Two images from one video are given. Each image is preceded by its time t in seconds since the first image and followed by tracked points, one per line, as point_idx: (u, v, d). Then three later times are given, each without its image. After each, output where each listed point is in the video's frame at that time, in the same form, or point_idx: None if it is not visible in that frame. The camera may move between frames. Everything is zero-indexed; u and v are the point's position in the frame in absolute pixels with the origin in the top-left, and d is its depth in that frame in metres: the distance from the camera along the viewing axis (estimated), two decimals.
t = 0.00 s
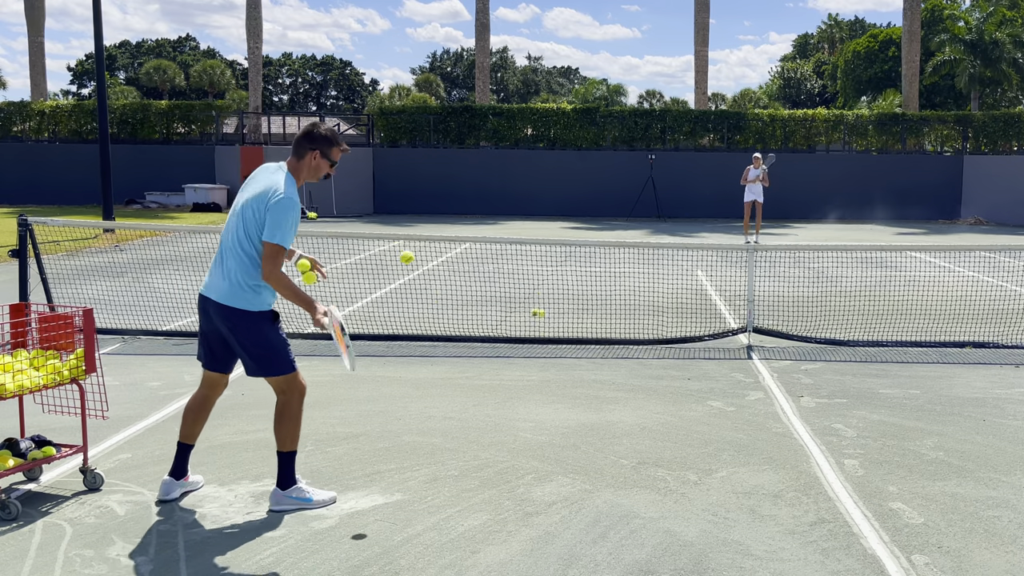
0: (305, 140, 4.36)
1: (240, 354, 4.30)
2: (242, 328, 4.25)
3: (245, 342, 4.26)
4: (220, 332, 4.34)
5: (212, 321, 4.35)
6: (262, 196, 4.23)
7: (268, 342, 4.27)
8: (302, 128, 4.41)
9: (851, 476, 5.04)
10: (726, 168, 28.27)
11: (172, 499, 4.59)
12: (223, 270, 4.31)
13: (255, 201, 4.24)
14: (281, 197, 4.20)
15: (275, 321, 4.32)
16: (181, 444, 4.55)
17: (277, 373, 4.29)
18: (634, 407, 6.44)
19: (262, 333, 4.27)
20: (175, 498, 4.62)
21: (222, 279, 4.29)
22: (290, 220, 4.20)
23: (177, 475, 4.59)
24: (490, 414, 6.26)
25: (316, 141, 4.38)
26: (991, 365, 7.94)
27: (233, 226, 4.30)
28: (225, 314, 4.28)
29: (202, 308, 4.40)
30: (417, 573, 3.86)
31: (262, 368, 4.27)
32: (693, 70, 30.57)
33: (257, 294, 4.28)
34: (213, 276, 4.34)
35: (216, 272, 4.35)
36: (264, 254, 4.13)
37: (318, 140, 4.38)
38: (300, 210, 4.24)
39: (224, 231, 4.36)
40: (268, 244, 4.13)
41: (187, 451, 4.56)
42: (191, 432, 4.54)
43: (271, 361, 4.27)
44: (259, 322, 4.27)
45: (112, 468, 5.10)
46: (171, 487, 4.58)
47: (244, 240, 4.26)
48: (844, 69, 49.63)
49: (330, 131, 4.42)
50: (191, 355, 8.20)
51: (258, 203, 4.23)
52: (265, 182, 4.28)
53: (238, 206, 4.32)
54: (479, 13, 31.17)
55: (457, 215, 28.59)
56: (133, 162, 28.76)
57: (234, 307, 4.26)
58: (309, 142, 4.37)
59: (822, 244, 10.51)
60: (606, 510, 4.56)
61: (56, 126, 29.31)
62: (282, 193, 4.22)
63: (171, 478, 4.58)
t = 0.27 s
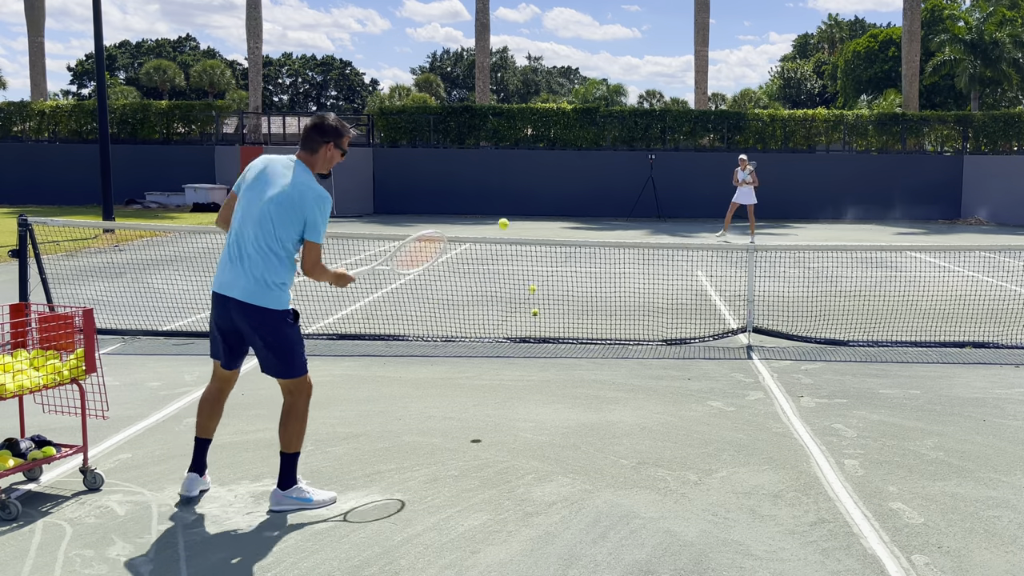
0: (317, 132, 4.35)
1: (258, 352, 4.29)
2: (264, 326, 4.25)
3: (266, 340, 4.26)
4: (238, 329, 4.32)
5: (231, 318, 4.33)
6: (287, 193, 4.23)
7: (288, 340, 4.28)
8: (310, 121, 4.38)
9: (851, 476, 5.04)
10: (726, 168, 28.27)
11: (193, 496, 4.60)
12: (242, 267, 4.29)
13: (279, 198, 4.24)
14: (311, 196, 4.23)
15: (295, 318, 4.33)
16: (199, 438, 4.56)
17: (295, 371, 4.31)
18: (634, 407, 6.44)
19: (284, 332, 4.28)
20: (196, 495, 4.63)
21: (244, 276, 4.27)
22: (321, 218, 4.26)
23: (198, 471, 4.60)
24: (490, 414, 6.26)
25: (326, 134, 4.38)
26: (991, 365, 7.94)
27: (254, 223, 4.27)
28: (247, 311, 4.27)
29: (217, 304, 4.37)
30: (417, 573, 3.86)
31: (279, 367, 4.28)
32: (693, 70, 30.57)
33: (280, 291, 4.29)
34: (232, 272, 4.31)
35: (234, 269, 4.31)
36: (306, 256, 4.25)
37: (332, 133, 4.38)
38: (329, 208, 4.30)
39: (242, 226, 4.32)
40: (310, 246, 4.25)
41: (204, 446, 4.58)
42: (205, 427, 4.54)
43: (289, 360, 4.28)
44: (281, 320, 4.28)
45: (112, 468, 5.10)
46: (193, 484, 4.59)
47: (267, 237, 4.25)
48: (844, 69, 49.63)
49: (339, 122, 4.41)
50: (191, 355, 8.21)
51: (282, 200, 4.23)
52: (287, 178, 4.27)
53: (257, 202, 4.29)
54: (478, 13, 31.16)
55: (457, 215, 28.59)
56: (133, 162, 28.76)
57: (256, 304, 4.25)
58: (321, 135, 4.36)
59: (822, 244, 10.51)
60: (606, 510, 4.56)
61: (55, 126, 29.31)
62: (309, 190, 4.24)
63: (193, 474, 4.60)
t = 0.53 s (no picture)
0: (295, 121, 4.37)
1: (267, 352, 4.29)
2: (275, 323, 4.25)
3: (278, 338, 4.26)
4: (245, 329, 4.30)
5: (238, 318, 4.28)
6: (287, 187, 4.25)
7: (297, 336, 4.31)
8: (283, 108, 4.38)
9: (850, 476, 5.04)
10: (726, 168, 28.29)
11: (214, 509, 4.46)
12: (246, 266, 4.26)
13: (280, 190, 4.24)
14: (312, 187, 4.29)
15: (300, 313, 4.35)
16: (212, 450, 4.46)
17: (304, 367, 4.34)
18: (634, 407, 6.45)
19: (293, 327, 4.30)
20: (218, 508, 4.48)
21: (252, 274, 4.25)
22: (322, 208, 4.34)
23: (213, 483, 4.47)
24: (490, 414, 6.26)
25: (303, 122, 4.42)
26: (991, 365, 7.94)
27: (256, 219, 4.25)
28: (256, 311, 4.25)
29: (218, 307, 4.31)
30: (417, 573, 3.86)
31: (290, 364, 4.29)
32: (693, 70, 30.58)
33: (288, 286, 4.31)
34: (237, 272, 4.27)
35: (237, 269, 4.28)
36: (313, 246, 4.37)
37: (306, 120, 4.44)
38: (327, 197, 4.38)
39: (240, 224, 4.28)
40: (317, 235, 4.34)
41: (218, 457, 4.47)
42: (217, 438, 4.44)
43: (298, 354, 4.31)
44: (289, 316, 4.29)
45: (112, 468, 5.10)
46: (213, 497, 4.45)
47: (272, 232, 4.25)
48: (844, 69, 49.64)
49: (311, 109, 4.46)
50: (191, 355, 8.21)
51: (283, 193, 4.24)
52: (283, 170, 4.29)
53: (254, 199, 4.26)
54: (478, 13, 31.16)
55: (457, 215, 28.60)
56: (133, 162, 28.76)
57: (265, 303, 4.25)
58: (298, 124, 4.40)
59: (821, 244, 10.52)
60: (606, 510, 4.56)
61: (55, 126, 29.31)
62: (307, 180, 4.28)
63: (211, 487, 4.46)
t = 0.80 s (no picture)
0: (268, 123, 4.40)
1: (262, 350, 4.29)
2: (270, 322, 4.26)
3: (273, 335, 4.27)
4: (238, 331, 4.30)
5: (230, 319, 4.29)
6: (269, 186, 4.28)
7: (293, 332, 4.32)
8: (254, 111, 4.40)
9: (850, 476, 5.04)
10: (726, 168, 28.28)
11: (213, 510, 4.45)
12: (236, 268, 4.27)
13: (263, 191, 4.27)
14: (293, 186, 4.32)
15: (293, 311, 4.37)
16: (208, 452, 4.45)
17: (303, 362, 4.36)
18: (634, 407, 6.44)
19: (288, 325, 4.31)
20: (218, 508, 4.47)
21: (241, 275, 4.26)
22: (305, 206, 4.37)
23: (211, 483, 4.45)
24: (491, 414, 6.26)
25: (277, 124, 4.45)
26: (991, 365, 7.94)
27: (239, 221, 4.27)
28: (249, 312, 4.26)
29: (209, 311, 4.29)
30: (417, 573, 3.86)
31: (288, 359, 4.30)
32: (693, 70, 30.57)
33: (277, 285, 4.32)
34: (223, 274, 4.28)
35: (226, 271, 4.28)
36: (292, 244, 4.30)
37: (280, 121, 4.47)
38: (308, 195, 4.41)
39: (223, 227, 4.29)
40: (296, 230, 4.29)
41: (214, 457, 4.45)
42: (210, 440, 4.42)
43: (296, 350, 4.33)
44: (283, 314, 4.30)
45: (112, 468, 5.10)
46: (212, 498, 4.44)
47: (257, 232, 4.27)
48: (844, 69, 49.63)
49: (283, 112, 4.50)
50: (191, 355, 8.21)
51: (267, 193, 4.27)
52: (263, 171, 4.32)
53: (238, 201, 4.28)
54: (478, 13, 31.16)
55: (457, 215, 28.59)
56: (133, 162, 28.75)
57: (258, 302, 4.26)
58: (272, 126, 4.43)
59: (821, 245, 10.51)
60: (606, 510, 4.56)
61: (55, 126, 29.31)
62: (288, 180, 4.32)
63: (210, 488, 4.44)
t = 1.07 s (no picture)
0: (275, 122, 4.40)
1: (264, 351, 4.28)
2: (272, 323, 4.26)
3: (273, 338, 4.27)
4: (242, 331, 4.31)
5: (234, 320, 4.30)
6: (273, 186, 4.28)
7: (294, 335, 4.30)
8: (259, 109, 4.41)
9: (850, 477, 5.04)
10: (725, 168, 28.28)
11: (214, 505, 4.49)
12: (241, 268, 4.29)
13: (268, 191, 4.28)
14: (298, 185, 4.32)
15: (297, 313, 4.36)
16: (209, 446, 4.49)
17: (304, 364, 4.35)
18: (634, 407, 6.45)
19: (290, 326, 4.30)
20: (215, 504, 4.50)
21: (245, 276, 4.28)
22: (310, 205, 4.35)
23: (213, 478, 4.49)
24: (491, 414, 6.26)
25: (284, 123, 4.46)
26: (991, 365, 7.94)
27: (245, 221, 4.29)
28: (253, 312, 4.27)
29: (214, 311, 4.32)
30: (417, 573, 3.86)
31: (286, 363, 4.29)
32: (693, 70, 30.58)
33: (282, 286, 4.32)
34: (230, 275, 4.30)
35: (232, 271, 4.31)
36: (296, 243, 4.25)
37: (287, 121, 4.47)
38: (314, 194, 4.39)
39: (230, 226, 4.32)
40: (299, 228, 4.25)
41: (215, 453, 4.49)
42: (212, 436, 4.46)
43: (298, 352, 4.32)
44: (286, 315, 4.30)
45: (112, 468, 5.10)
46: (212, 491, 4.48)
47: (261, 232, 4.28)
48: (844, 68, 49.62)
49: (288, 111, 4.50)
50: (191, 355, 8.21)
51: (271, 192, 4.27)
52: (268, 169, 4.33)
53: (244, 200, 4.30)
54: (478, 13, 31.17)
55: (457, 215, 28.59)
56: (133, 163, 28.76)
57: (261, 303, 4.26)
58: (279, 125, 4.43)
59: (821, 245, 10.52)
60: (606, 510, 4.56)
61: (55, 126, 29.31)
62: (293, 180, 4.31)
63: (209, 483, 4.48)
